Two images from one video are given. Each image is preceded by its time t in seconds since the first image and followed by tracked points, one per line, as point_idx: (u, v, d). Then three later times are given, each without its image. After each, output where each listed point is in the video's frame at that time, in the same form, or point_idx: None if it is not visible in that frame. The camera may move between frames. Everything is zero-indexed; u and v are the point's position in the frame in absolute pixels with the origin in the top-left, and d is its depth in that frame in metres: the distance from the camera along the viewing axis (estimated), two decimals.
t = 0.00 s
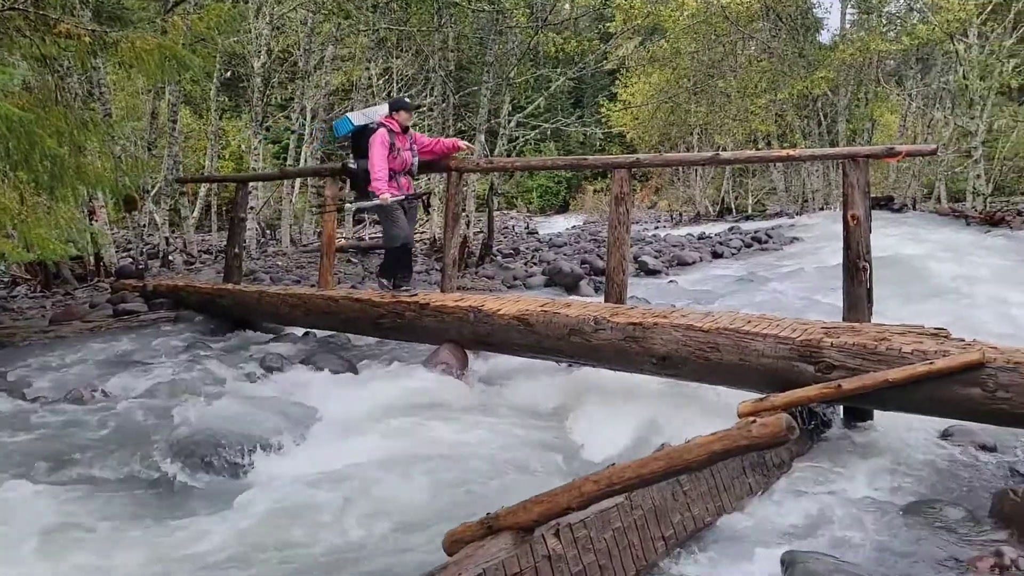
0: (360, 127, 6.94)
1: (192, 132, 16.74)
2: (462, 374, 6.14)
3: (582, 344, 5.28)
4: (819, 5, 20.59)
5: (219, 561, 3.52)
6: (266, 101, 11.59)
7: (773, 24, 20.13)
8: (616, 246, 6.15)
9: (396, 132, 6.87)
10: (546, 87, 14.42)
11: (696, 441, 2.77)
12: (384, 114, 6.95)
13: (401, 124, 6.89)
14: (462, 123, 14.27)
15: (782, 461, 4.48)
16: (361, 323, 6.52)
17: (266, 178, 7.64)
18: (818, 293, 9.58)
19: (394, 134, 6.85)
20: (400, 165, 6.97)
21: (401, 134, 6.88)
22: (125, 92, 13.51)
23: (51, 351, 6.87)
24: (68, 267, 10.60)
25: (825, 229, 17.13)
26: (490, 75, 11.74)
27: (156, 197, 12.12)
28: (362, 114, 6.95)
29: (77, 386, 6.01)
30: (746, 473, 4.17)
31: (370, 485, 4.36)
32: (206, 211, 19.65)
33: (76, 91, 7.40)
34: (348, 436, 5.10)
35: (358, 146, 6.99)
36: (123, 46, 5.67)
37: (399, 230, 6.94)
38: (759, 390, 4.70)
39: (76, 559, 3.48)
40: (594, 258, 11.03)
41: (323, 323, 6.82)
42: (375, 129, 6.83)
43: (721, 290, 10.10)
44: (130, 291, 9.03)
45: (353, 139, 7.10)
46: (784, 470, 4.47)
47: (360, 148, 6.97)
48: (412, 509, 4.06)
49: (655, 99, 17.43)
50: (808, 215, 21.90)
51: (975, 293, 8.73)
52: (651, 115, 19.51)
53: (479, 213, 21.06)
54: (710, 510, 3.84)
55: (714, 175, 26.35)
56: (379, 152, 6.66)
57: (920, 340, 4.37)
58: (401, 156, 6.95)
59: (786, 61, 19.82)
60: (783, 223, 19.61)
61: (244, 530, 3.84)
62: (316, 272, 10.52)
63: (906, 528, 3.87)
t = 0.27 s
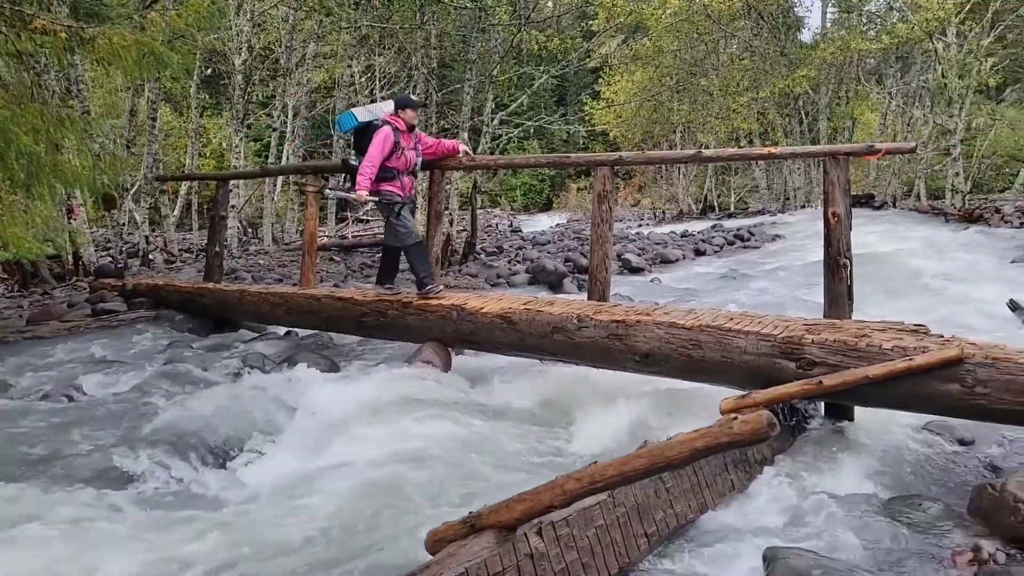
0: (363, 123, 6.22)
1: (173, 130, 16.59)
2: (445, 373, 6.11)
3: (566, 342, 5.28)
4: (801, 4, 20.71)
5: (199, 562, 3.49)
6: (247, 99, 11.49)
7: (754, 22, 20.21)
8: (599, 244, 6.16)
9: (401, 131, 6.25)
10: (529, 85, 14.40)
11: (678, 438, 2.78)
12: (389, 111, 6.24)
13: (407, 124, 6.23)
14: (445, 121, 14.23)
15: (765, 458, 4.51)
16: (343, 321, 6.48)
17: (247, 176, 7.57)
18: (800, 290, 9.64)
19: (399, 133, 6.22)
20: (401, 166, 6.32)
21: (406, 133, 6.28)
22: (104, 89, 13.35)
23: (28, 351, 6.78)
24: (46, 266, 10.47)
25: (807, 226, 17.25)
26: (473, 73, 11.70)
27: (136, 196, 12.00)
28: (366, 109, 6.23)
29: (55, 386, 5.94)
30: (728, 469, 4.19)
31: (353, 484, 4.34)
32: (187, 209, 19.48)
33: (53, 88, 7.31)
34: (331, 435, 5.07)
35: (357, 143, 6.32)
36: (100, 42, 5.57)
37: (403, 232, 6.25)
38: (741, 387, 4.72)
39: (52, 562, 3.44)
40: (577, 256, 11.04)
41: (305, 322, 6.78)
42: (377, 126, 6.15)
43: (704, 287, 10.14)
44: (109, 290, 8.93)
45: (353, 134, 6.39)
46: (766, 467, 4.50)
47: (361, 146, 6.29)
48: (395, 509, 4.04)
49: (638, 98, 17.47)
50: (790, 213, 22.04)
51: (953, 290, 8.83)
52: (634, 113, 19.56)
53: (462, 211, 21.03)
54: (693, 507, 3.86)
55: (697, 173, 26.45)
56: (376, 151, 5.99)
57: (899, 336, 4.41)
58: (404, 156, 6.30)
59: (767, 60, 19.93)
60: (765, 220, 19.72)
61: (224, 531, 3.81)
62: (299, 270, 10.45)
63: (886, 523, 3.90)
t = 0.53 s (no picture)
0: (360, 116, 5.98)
1: (146, 126, 16.35)
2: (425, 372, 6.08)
3: (544, 340, 5.28)
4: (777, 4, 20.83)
5: (175, 567, 3.45)
6: (221, 96, 11.35)
7: (732, 22, 20.29)
8: (577, 242, 6.16)
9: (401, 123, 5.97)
10: (507, 83, 14.36)
11: (656, 436, 2.78)
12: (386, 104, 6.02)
13: (406, 115, 5.94)
14: (423, 118, 14.15)
15: (742, 454, 4.55)
16: (320, 320, 6.43)
17: (221, 173, 7.48)
18: (776, 288, 9.71)
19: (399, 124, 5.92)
20: (403, 160, 5.98)
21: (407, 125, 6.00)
22: (74, 85, 13.12)
23: None
24: (15, 266, 10.27)
25: (783, 224, 17.39)
26: (451, 71, 11.64)
27: (108, 194, 11.81)
28: (363, 103, 6.03)
29: (25, 388, 5.83)
30: (705, 466, 4.21)
31: (331, 486, 4.32)
32: (161, 207, 19.24)
33: (21, 84, 7.16)
34: (308, 437, 5.03)
35: (356, 139, 6.06)
36: (70, 38, 5.48)
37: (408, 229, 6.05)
38: (718, 384, 4.75)
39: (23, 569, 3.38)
40: (556, 254, 11.03)
41: (281, 321, 6.72)
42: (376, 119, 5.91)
43: (682, 285, 10.19)
44: (81, 289, 8.78)
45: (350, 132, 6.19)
46: (743, 463, 4.53)
47: (359, 142, 6.03)
48: (374, 509, 4.02)
49: (616, 96, 17.50)
50: (767, 211, 22.22)
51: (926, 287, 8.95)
52: (612, 112, 19.59)
53: (441, 209, 20.97)
54: (670, 503, 3.88)
55: (675, 171, 26.57)
56: (378, 142, 5.67)
57: (874, 333, 4.46)
58: (405, 149, 5.97)
59: (744, 59, 20.05)
60: (742, 219, 19.85)
61: (200, 534, 3.77)
62: (275, 269, 10.36)
63: (861, 518, 3.94)
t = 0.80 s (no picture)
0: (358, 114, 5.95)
1: (120, 124, 16.14)
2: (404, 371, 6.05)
3: (523, 338, 5.28)
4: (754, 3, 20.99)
5: (151, 571, 3.41)
6: (197, 93, 11.24)
7: (709, 21, 20.34)
8: (556, 240, 6.16)
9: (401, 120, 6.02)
10: (486, 81, 14.35)
11: (634, 433, 2.78)
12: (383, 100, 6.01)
13: (406, 113, 6.01)
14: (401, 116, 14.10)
15: (720, 450, 4.58)
16: (298, 319, 6.39)
17: (197, 171, 7.40)
18: (754, 285, 9.79)
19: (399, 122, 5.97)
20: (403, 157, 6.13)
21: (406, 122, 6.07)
22: (46, 82, 12.91)
23: None
24: None
25: (760, 222, 17.55)
26: (429, 68, 11.62)
27: (81, 192, 11.64)
28: (360, 99, 5.98)
29: None
30: (684, 463, 4.24)
31: (309, 486, 4.29)
32: (136, 206, 19.00)
33: None
34: (286, 437, 4.99)
35: (355, 137, 6.05)
36: (41, 35, 5.44)
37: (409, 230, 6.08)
38: (697, 380, 4.78)
39: None
40: (535, 252, 11.05)
41: (259, 321, 6.66)
42: (376, 116, 5.91)
43: (660, 283, 10.24)
44: (54, 288, 8.65)
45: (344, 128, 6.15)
46: (721, 459, 4.57)
47: (359, 140, 6.01)
48: (352, 509, 4.00)
49: (595, 94, 17.56)
50: (744, 209, 22.38)
51: (901, 284, 9.07)
52: (591, 110, 19.65)
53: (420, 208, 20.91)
54: (649, 500, 3.90)
55: (653, 169, 26.70)
56: (389, 143, 5.78)
57: (849, 330, 4.51)
58: (405, 147, 6.11)
59: (721, 57, 20.17)
60: (719, 217, 19.99)
61: (175, 537, 3.73)
62: (252, 268, 10.27)
63: (837, 513, 3.98)
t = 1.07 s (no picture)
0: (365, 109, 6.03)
1: (96, 122, 15.93)
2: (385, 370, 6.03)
3: (505, 337, 5.28)
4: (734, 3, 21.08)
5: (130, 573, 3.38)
6: (175, 91, 11.11)
7: (689, 20, 19.90)
8: (538, 239, 6.16)
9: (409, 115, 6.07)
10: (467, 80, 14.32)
11: (615, 431, 2.79)
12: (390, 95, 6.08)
13: (412, 108, 6.06)
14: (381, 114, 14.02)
15: (700, 448, 4.61)
16: (278, 319, 6.34)
17: (174, 170, 7.33)
18: (734, 283, 9.85)
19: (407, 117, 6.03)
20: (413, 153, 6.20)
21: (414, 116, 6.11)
22: (19, 79, 12.70)
23: None
24: None
25: (740, 220, 17.65)
26: (410, 66, 11.57)
27: (56, 191, 11.48)
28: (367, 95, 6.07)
29: None
30: (665, 460, 4.27)
31: (290, 487, 4.27)
32: (112, 205, 18.75)
33: None
34: (267, 438, 4.97)
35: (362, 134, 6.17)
36: (17, 31, 5.74)
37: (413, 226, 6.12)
38: (677, 378, 4.80)
39: None
40: (517, 251, 11.04)
41: (239, 321, 6.61)
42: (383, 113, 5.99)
43: (641, 281, 10.27)
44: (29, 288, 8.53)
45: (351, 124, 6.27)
46: (702, 457, 4.59)
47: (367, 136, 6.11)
48: (334, 509, 3.99)
49: (576, 93, 17.58)
50: (725, 208, 22.51)
51: (878, 281, 9.18)
52: (572, 109, 19.66)
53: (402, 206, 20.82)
54: (630, 498, 3.92)
55: (634, 168, 26.78)
56: (397, 141, 5.84)
57: (828, 327, 4.55)
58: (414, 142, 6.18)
59: (701, 57, 20.24)
60: (700, 215, 20.07)
61: (153, 539, 3.69)
62: (232, 267, 10.18)
63: (816, 508, 4.02)
